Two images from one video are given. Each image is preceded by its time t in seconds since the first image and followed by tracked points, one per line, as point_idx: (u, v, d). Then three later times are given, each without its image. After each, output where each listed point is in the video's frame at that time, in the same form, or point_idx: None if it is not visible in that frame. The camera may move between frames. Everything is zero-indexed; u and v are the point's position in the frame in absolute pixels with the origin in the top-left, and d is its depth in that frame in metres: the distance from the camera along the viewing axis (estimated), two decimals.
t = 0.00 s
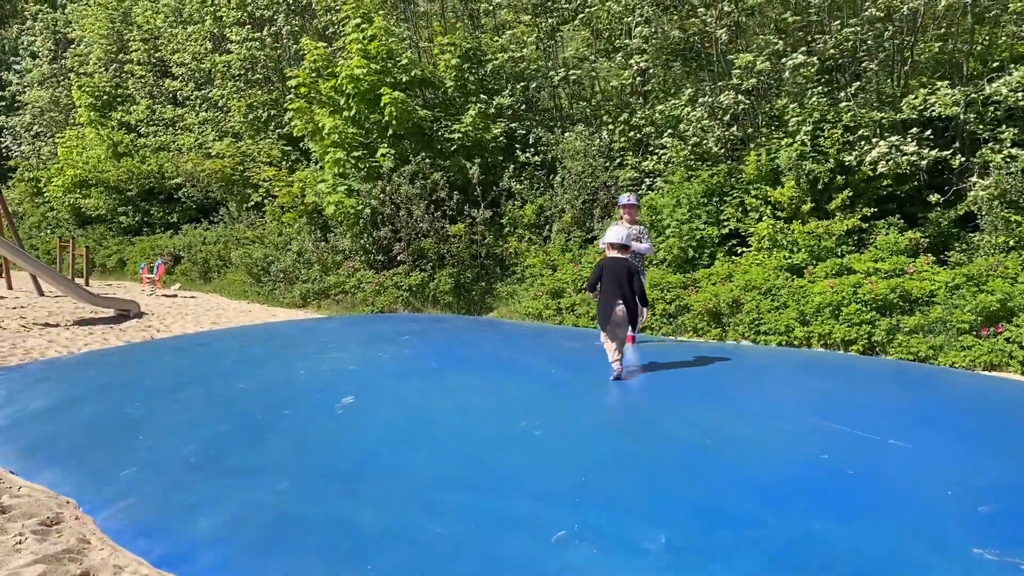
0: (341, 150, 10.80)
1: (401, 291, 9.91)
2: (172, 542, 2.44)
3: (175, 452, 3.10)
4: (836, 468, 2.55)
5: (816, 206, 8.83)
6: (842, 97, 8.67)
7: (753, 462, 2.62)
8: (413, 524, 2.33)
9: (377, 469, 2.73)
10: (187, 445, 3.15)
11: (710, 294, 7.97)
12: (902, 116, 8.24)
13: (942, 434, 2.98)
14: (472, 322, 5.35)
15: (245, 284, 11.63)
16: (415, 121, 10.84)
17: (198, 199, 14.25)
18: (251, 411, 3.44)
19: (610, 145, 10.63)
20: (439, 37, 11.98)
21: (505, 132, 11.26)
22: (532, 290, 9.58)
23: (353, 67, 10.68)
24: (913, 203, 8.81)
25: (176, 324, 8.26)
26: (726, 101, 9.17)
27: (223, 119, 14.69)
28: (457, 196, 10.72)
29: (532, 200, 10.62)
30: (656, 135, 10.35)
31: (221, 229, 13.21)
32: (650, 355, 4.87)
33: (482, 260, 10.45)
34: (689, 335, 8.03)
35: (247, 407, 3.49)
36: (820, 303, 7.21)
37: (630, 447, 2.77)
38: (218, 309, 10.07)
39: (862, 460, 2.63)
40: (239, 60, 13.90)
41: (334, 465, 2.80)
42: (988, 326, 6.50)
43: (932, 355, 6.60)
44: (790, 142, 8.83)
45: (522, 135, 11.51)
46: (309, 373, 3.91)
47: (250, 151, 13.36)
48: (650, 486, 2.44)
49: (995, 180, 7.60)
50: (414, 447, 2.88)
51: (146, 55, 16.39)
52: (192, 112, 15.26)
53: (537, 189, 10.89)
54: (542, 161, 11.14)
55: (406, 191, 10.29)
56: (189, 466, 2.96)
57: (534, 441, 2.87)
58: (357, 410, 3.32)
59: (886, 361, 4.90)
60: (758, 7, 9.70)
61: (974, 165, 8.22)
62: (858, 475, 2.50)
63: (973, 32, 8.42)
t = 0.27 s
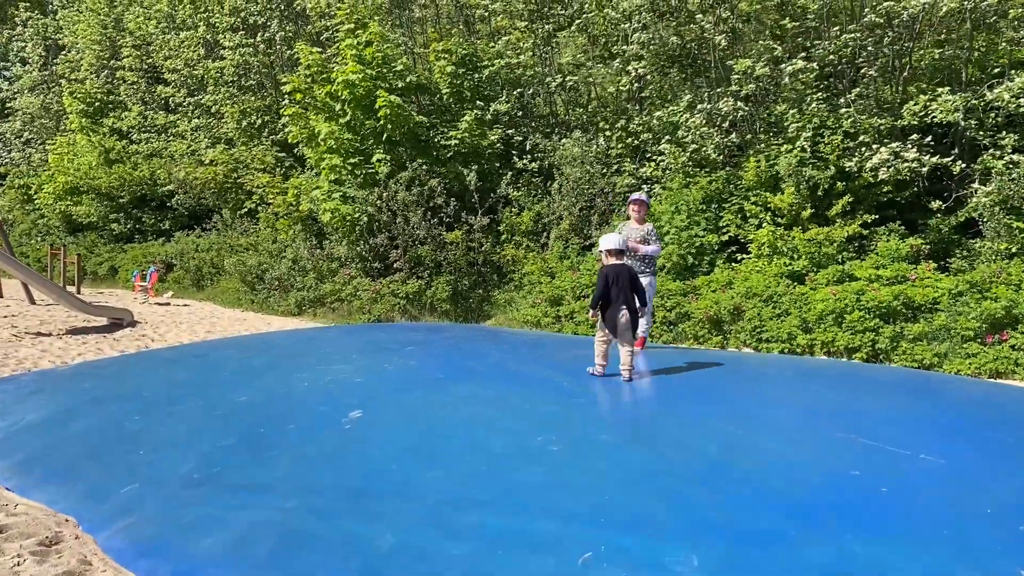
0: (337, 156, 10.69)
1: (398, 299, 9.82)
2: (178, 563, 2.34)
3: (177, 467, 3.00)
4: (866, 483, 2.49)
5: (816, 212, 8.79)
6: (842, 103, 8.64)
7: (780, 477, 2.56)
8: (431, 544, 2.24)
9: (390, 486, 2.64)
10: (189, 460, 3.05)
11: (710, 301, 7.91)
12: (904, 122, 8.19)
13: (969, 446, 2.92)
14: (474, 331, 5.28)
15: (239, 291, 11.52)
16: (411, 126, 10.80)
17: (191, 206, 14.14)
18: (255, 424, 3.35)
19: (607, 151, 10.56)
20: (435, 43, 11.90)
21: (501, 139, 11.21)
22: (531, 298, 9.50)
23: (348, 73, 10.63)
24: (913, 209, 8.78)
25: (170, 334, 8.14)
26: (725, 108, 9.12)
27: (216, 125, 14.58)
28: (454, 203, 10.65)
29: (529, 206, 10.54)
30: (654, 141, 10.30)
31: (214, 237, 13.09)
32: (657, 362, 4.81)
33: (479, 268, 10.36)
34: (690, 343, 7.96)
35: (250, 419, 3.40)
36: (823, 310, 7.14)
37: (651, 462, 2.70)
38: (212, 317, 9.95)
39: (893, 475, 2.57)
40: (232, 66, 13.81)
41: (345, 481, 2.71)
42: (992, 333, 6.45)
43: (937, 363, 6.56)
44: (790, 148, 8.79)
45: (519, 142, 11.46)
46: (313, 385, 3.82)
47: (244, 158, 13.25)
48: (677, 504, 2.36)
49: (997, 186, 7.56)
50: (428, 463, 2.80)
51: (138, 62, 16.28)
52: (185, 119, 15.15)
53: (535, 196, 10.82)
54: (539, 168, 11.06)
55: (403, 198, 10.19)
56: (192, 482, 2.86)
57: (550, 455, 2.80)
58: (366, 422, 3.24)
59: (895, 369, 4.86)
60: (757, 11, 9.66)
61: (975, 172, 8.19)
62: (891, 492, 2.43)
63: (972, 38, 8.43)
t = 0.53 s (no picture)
0: (330, 163, 10.61)
1: (392, 307, 9.74)
2: None
3: (181, 483, 2.93)
4: (895, 502, 2.49)
5: (812, 219, 8.78)
6: (837, 111, 8.64)
7: (807, 498, 2.55)
8: (455, 561, 2.20)
9: (407, 502, 2.60)
10: (193, 475, 2.99)
11: (708, 309, 7.88)
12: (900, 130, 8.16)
13: (988, 460, 2.93)
14: (471, 344, 5.25)
15: (230, 300, 11.41)
16: (405, 133, 10.78)
17: (180, 214, 14.04)
18: (258, 439, 3.28)
19: (601, 159, 10.52)
20: (427, 50, 11.88)
21: (495, 146, 11.19)
22: (526, 306, 9.45)
23: (341, 80, 10.61)
24: (907, 216, 8.80)
25: (162, 344, 8.04)
26: (721, 116, 9.10)
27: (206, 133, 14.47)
28: (448, 211, 10.59)
29: (524, 214, 10.55)
30: (648, 149, 10.29)
31: (204, 245, 12.98)
32: (659, 372, 4.79)
33: (473, 275, 10.30)
34: (688, 351, 7.93)
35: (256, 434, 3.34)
36: (821, 317, 7.18)
37: (675, 482, 2.68)
38: (203, 326, 9.84)
39: (920, 493, 2.57)
40: (222, 73, 13.74)
41: (360, 497, 2.67)
42: (992, 340, 6.43)
43: (937, 370, 6.54)
44: (785, 155, 8.78)
45: (513, 149, 11.44)
46: (316, 398, 3.77)
47: (234, 165, 13.15)
48: (705, 524, 2.34)
49: (993, 194, 7.57)
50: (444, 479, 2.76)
51: (127, 69, 16.18)
52: (174, 126, 15.02)
53: (529, 203, 10.79)
54: (533, 175, 11.05)
55: (397, 205, 10.14)
56: (195, 497, 2.79)
57: (571, 473, 2.77)
58: (377, 437, 3.20)
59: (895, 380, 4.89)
60: (750, 19, 9.66)
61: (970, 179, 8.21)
62: (922, 510, 2.43)
63: (965, 45, 8.41)
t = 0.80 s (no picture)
0: (319, 171, 10.49)
1: (382, 318, 9.63)
2: None
3: (187, 505, 2.82)
4: (933, 527, 2.46)
5: (806, 229, 8.77)
6: (831, 120, 8.63)
7: (842, 522, 2.51)
8: None
9: (428, 526, 2.51)
10: (199, 497, 2.88)
11: (703, 319, 7.83)
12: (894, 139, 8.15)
13: (1014, 483, 2.90)
14: (466, 358, 5.17)
15: (216, 311, 11.25)
16: (396, 141, 10.71)
17: (164, 224, 13.98)
18: (265, 459, 3.18)
19: (592, 168, 10.46)
20: (416, 59, 11.81)
21: (486, 155, 11.13)
22: (518, 316, 9.37)
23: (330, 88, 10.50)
24: (901, 226, 8.82)
25: (150, 356, 7.90)
26: (714, 125, 9.07)
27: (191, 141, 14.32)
28: (439, 220, 10.51)
29: (515, 223, 10.45)
30: (639, 158, 10.27)
31: (190, 255, 12.83)
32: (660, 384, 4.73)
33: (464, 285, 10.22)
34: (683, 361, 7.87)
35: (262, 453, 3.24)
36: (818, 328, 7.12)
37: (705, 506, 2.62)
38: (190, 338, 9.69)
39: (954, 519, 2.53)
40: (208, 81, 13.49)
41: (378, 520, 2.58)
42: (991, 350, 6.40)
43: (935, 381, 6.52)
44: (779, 164, 8.76)
45: (504, 158, 11.40)
46: (321, 416, 3.67)
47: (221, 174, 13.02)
48: (742, 554, 2.27)
49: (988, 203, 7.58)
50: (464, 503, 2.68)
51: (111, 76, 16.01)
52: (158, 134, 14.86)
53: (520, 213, 10.72)
54: (525, 184, 11.00)
55: (387, 215, 10.03)
56: (204, 521, 2.68)
57: (596, 497, 2.71)
58: (390, 457, 3.11)
59: (894, 393, 4.89)
60: (742, 27, 9.62)
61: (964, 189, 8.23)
62: (958, 535, 2.39)
63: (956, 53, 8.42)
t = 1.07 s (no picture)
0: (303, 180, 10.41)
1: (368, 328, 9.54)
2: None
3: (181, 519, 2.73)
4: (947, 529, 2.43)
5: (792, 237, 8.79)
6: (816, 128, 8.67)
7: (856, 526, 2.47)
8: None
9: (436, 538, 2.45)
10: (193, 511, 2.79)
11: (693, 327, 7.82)
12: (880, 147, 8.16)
13: None
14: (455, 369, 5.10)
15: (199, 321, 11.11)
16: (380, 150, 10.64)
17: (144, 234, 13.83)
18: (261, 471, 3.10)
19: (578, 177, 10.43)
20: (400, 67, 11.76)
21: (471, 163, 11.08)
22: (505, 325, 9.31)
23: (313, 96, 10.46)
24: (887, 233, 8.86)
25: (132, 369, 7.76)
26: (700, 133, 9.07)
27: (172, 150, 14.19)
28: (425, 229, 10.45)
29: (501, 232, 10.38)
30: (625, 166, 10.27)
31: (171, 265, 12.67)
32: (652, 393, 4.69)
33: (450, 295, 10.15)
34: (672, 370, 7.84)
35: (255, 465, 3.16)
36: (807, 335, 7.13)
37: (714, 513, 2.58)
38: (172, 349, 9.55)
39: (970, 521, 2.50)
40: (190, 90, 13.29)
41: (383, 533, 2.50)
42: (980, 357, 6.42)
43: (926, 388, 6.54)
44: (765, 173, 8.78)
45: (489, 167, 11.37)
46: (316, 427, 3.59)
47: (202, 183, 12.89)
48: (761, 561, 2.23)
49: (974, 211, 7.63)
50: (471, 513, 2.61)
51: (89, 85, 15.85)
52: (139, 143, 14.71)
53: (506, 221, 10.68)
54: (510, 193, 10.95)
55: (372, 224, 9.93)
56: (199, 535, 2.59)
57: (603, 505, 2.66)
58: (387, 467, 3.05)
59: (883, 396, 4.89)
60: (727, 35, 9.64)
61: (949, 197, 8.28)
62: (977, 539, 2.36)
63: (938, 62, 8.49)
